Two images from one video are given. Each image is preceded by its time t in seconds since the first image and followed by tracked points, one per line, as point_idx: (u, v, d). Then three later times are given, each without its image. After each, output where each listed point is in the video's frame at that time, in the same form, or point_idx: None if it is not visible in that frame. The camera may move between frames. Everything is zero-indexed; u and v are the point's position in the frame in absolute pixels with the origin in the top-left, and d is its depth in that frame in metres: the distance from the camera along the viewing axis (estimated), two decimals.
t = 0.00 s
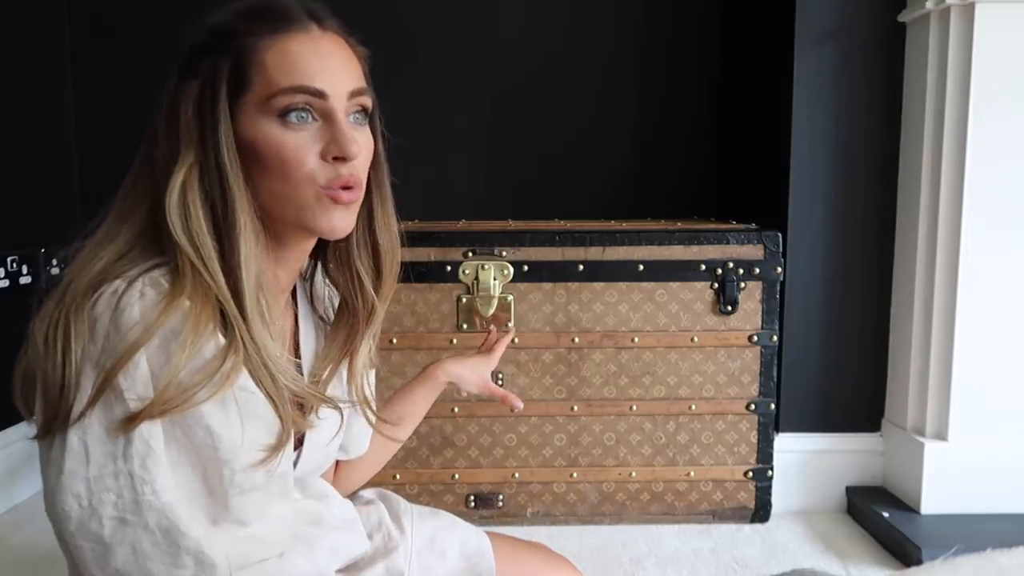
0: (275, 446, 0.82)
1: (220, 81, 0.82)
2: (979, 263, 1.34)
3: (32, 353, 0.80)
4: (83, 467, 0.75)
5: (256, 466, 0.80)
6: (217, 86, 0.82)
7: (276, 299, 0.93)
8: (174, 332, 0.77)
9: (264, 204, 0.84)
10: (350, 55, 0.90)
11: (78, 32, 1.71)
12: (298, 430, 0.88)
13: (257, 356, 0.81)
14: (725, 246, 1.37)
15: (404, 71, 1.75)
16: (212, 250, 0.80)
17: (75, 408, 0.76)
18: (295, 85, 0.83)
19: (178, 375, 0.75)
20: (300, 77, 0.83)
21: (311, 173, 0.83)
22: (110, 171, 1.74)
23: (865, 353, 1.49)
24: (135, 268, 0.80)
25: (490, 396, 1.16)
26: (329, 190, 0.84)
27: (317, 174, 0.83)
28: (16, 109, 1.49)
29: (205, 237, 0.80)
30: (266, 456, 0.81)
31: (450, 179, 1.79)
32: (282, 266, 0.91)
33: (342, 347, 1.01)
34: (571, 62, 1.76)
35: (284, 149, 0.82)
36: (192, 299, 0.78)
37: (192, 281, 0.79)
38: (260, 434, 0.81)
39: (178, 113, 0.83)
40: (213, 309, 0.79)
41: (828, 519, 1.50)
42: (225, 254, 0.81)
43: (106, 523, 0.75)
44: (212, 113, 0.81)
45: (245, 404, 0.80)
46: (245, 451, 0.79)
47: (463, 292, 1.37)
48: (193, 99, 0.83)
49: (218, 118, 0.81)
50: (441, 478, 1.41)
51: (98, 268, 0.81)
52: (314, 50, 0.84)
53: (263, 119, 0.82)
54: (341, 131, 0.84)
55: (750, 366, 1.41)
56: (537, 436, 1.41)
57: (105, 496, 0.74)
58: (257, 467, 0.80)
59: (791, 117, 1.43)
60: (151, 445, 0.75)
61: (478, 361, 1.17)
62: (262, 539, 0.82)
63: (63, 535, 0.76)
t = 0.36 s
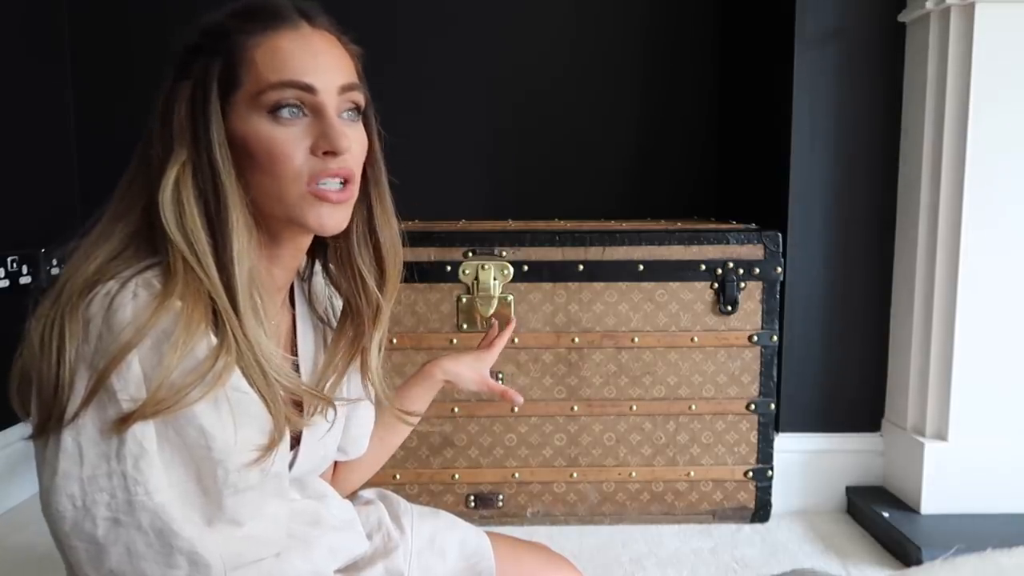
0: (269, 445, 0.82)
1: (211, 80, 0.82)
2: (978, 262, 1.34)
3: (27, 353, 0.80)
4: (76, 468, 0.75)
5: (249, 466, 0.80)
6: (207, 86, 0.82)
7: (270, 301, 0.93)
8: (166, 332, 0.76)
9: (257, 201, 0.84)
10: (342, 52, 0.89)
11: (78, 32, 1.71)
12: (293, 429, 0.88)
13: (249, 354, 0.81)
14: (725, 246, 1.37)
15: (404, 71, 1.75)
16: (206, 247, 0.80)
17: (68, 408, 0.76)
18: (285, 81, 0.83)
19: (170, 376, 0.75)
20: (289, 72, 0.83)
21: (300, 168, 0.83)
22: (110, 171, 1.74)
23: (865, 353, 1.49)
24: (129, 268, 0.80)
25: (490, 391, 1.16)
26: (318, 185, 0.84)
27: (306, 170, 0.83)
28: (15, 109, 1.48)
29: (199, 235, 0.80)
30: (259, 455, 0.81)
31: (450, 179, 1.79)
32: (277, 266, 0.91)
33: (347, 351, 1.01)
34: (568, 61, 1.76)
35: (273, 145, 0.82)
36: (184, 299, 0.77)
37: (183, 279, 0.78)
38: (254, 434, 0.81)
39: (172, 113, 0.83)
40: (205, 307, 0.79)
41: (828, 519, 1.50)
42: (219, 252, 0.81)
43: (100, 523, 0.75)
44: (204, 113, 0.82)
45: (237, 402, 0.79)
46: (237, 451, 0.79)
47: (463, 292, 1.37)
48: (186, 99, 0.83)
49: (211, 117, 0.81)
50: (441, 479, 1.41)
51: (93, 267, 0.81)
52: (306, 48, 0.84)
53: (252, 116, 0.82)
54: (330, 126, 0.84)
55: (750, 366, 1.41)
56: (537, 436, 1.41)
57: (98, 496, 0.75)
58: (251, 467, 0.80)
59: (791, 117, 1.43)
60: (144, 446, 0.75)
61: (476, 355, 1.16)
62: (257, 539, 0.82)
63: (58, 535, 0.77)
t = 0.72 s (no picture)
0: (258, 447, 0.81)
1: (205, 81, 0.84)
2: (978, 262, 1.34)
3: (28, 352, 0.81)
4: (67, 466, 0.75)
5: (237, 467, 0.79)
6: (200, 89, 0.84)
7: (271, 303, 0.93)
8: (152, 330, 0.76)
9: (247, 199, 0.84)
10: (342, 51, 0.89)
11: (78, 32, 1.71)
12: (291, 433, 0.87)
13: (237, 353, 0.80)
14: (725, 246, 1.37)
15: (404, 71, 1.75)
16: (194, 241, 0.81)
17: (60, 405, 0.77)
18: (268, 76, 0.83)
19: (155, 376, 0.75)
20: (274, 67, 0.83)
21: (280, 163, 0.82)
22: (110, 170, 1.74)
23: (864, 354, 1.49)
24: (125, 268, 0.81)
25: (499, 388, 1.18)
26: (298, 179, 0.82)
27: (285, 165, 0.82)
28: (15, 108, 1.49)
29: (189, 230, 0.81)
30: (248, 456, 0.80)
31: (448, 179, 1.79)
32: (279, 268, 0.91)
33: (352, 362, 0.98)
34: (562, 59, 1.76)
35: (254, 139, 0.82)
36: (169, 297, 0.78)
37: (171, 279, 0.79)
38: (242, 434, 0.80)
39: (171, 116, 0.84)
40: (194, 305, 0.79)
41: (828, 519, 1.50)
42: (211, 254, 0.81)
43: (88, 521, 0.74)
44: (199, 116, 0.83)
45: (222, 403, 0.79)
46: (223, 453, 0.78)
47: (463, 292, 1.37)
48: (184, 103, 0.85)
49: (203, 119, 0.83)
50: (441, 479, 1.41)
51: (90, 267, 0.81)
52: (301, 45, 0.84)
53: (238, 112, 0.83)
54: (311, 120, 0.83)
55: (750, 366, 1.41)
56: (537, 436, 1.41)
57: (86, 495, 0.74)
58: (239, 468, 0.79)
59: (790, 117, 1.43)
60: (130, 444, 0.75)
61: (481, 353, 1.16)
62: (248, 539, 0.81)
63: (51, 533, 0.77)
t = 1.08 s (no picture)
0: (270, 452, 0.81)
1: (227, 84, 0.85)
2: (978, 261, 1.34)
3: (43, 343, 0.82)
4: (79, 462, 0.75)
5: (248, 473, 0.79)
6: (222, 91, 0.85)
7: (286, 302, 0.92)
8: (163, 332, 0.76)
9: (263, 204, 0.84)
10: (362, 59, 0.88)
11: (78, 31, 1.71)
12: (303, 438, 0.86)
13: (253, 359, 0.80)
14: (725, 246, 1.37)
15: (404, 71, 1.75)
16: (212, 247, 0.81)
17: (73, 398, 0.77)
18: (285, 85, 0.83)
19: (168, 377, 0.75)
20: (294, 75, 0.83)
21: (295, 174, 0.82)
22: (110, 171, 1.74)
23: (865, 354, 1.50)
24: (139, 266, 0.81)
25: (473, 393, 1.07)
26: (313, 193, 0.83)
27: (300, 176, 0.82)
28: (15, 108, 1.49)
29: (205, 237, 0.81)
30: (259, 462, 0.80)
31: (449, 179, 1.79)
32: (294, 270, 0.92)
33: (382, 375, 0.99)
34: (571, 62, 1.76)
35: (271, 148, 0.82)
36: (183, 298, 0.77)
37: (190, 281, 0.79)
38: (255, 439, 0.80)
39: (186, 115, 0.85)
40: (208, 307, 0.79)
41: (827, 519, 1.50)
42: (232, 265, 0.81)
43: (97, 518, 0.75)
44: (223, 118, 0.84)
45: (232, 407, 0.78)
46: (235, 458, 0.78)
47: (463, 292, 1.37)
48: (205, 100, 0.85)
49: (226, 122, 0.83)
50: (441, 479, 1.42)
51: (103, 264, 0.81)
52: (321, 54, 0.84)
53: (258, 120, 0.83)
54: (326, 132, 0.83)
55: (750, 366, 1.41)
56: (537, 436, 1.41)
57: (96, 492, 0.75)
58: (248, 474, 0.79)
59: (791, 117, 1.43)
60: (141, 445, 0.75)
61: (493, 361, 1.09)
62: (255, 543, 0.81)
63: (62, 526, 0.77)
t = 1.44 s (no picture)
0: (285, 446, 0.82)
1: (250, 84, 0.83)
2: (978, 261, 1.34)
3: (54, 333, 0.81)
4: (92, 450, 0.74)
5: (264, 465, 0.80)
6: (244, 88, 0.82)
7: (293, 300, 0.93)
8: (191, 326, 0.76)
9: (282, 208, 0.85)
10: (378, 70, 0.88)
11: (78, 32, 1.71)
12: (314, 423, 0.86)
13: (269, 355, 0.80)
14: (725, 246, 1.37)
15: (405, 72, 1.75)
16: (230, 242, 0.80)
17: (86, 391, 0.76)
18: (314, 93, 0.82)
19: (196, 370, 0.75)
20: (321, 87, 0.82)
21: (323, 180, 0.83)
22: (111, 171, 1.75)
23: (865, 354, 1.50)
24: (156, 259, 0.80)
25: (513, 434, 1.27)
26: (343, 201, 0.84)
27: (327, 184, 0.83)
28: (15, 108, 1.49)
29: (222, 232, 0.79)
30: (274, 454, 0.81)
31: (449, 178, 1.79)
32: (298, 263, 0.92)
33: (384, 359, 1.01)
34: (577, 65, 1.76)
35: (297, 155, 0.82)
36: (211, 296, 0.77)
37: (211, 276, 0.79)
38: (274, 432, 0.81)
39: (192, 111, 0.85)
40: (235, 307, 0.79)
41: (827, 519, 1.50)
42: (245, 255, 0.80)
43: (109, 506, 0.74)
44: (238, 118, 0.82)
45: (254, 400, 0.79)
46: (254, 450, 0.79)
47: (463, 292, 1.37)
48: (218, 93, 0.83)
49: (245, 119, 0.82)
50: (441, 479, 1.42)
51: (117, 261, 0.80)
52: (345, 67, 0.84)
53: (283, 130, 0.82)
54: (355, 140, 0.83)
55: (750, 366, 1.41)
56: (537, 436, 1.41)
57: (110, 480, 0.74)
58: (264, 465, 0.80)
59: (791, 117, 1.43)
60: (161, 436, 0.75)
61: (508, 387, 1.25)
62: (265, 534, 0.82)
63: (67, 515, 0.76)
